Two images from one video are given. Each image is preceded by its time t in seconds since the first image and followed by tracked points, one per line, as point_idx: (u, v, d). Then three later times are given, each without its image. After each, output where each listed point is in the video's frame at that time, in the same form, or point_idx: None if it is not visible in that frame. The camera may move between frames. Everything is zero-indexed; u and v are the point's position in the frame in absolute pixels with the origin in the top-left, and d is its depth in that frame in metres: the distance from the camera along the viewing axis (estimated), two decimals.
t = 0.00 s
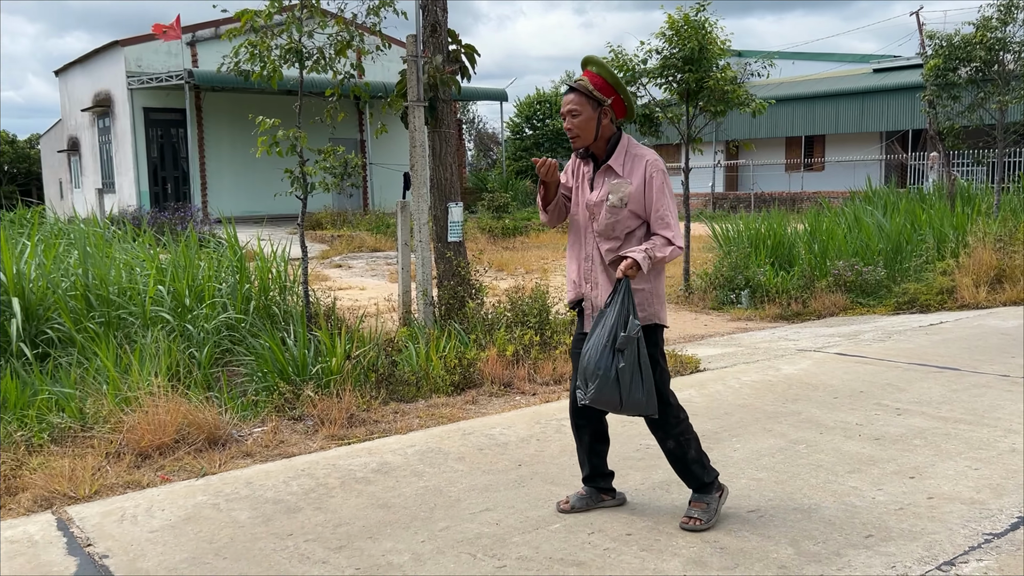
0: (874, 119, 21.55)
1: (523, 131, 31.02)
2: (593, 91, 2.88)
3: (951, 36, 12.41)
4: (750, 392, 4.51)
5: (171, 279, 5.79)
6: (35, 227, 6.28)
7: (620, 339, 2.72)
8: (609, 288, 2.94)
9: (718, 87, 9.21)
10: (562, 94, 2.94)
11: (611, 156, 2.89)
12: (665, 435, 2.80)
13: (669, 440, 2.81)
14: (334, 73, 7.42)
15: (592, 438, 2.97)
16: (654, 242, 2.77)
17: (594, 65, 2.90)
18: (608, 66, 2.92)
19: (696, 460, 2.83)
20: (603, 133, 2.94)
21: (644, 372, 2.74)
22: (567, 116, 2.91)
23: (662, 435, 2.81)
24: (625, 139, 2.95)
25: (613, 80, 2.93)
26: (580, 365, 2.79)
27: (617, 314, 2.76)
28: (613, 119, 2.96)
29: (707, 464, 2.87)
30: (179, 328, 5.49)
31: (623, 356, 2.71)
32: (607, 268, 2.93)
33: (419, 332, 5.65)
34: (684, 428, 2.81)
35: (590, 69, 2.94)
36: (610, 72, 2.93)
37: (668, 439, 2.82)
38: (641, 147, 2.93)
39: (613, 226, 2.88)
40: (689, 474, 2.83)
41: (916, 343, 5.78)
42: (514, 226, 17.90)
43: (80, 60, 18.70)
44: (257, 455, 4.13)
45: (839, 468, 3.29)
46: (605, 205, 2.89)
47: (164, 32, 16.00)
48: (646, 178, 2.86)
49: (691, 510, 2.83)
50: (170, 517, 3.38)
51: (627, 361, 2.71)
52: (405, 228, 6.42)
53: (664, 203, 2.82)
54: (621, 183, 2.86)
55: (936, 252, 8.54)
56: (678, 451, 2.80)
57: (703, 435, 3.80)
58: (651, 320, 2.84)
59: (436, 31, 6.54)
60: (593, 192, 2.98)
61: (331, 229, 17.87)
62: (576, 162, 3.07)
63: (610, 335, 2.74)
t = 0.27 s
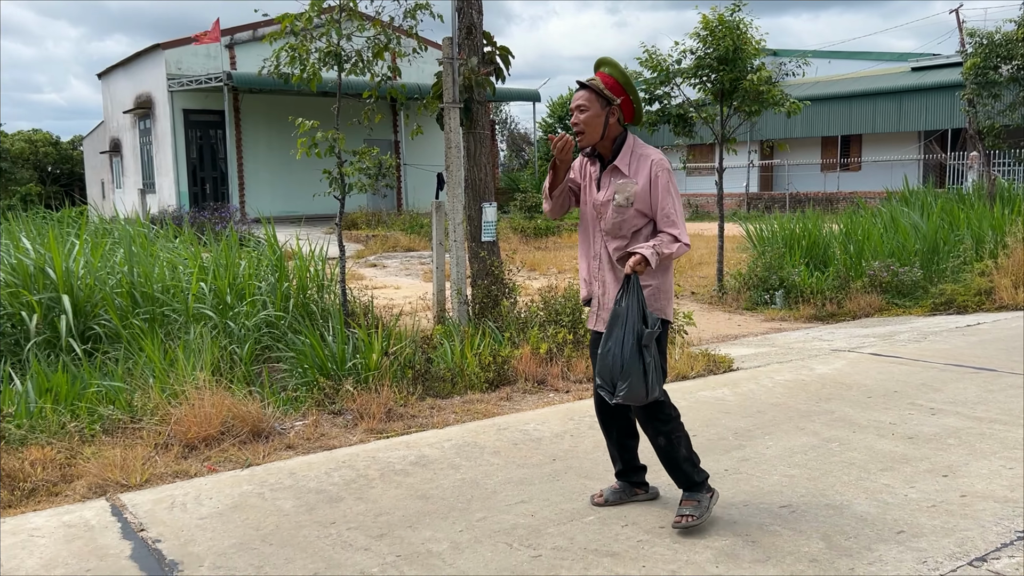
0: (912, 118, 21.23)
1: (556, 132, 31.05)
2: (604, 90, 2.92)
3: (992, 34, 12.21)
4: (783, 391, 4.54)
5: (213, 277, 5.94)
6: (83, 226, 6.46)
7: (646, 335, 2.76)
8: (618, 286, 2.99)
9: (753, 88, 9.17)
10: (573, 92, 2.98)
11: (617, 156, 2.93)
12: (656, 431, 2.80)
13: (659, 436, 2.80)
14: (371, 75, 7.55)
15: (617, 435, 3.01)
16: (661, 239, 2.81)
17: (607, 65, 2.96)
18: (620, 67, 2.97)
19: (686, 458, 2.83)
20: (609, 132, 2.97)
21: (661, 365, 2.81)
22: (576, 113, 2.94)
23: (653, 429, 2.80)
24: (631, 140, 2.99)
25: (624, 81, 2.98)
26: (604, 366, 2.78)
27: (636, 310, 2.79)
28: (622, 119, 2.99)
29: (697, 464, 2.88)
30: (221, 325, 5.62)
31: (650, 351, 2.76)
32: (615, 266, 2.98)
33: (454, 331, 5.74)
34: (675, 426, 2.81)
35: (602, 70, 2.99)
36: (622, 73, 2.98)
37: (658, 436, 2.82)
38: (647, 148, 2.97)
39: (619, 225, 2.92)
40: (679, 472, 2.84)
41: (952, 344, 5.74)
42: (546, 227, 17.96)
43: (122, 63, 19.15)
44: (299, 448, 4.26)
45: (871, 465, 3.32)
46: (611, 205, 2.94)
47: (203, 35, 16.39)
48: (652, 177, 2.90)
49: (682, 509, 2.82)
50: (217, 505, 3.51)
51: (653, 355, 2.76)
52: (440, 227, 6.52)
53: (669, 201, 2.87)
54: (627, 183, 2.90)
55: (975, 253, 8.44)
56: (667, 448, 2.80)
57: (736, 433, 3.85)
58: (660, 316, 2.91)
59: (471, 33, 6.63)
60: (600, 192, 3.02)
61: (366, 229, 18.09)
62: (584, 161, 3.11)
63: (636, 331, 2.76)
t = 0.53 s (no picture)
0: (954, 117, 20.86)
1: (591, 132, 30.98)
2: (626, 91, 2.93)
3: None
4: (819, 390, 4.57)
5: (257, 274, 6.12)
6: (131, 224, 6.66)
7: (662, 334, 2.81)
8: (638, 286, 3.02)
9: (789, 88, 9.13)
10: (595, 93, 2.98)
11: (638, 156, 2.93)
12: (649, 428, 2.82)
13: (648, 434, 2.82)
14: (410, 77, 7.68)
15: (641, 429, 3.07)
16: (681, 240, 2.84)
17: (630, 67, 3.00)
18: (643, 69, 3.02)
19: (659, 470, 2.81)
20: (629, 132, 2.96)
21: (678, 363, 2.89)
22: (596, 111, 2.92)
23: (645, 425, 2.83)
24: (651, 141, 2.99)
25: (645, 82, 3.01)
26: (623, 364, 2.84)
27: (653, 309, 2.84)
28: (642, 120, 2.99)
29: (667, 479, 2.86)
30: (264, 322, 5.79)
31: (667, 349, 2.82)
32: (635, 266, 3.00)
33: (491, 328, 5.83)
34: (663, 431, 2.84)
35: (625, 72, 3.02)
36: (644, 75, 3.02)
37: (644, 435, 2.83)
38: (666, 149, 2.98)
39: (641, 225, 2.92)
40: (649, 479, 2.81)
41: (993, 345, 5.69)
42: (580, 227, 17.98)
43: (165, 66, 19.59)
44: (343, 439, 4.41)
45: (906, 462, 3.34)
46: (632, 206, 2.94)
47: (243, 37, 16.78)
48: (672, 178, 2.91)
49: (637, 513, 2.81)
50: (266, 492, 3.66)
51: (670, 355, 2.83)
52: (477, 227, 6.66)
53: (689, 202, 2.88)
54: (648, 184, 2.90)
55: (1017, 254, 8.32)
56: (649, 448, 2.80)
57: (770, 430, 3.89)
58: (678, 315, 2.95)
59: (509, 35, 6.72)
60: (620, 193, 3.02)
61: (402, 229, 18.30)
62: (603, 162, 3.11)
63: (654, 330, 2.81)
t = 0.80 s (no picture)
0: (996, 116, 20.45)
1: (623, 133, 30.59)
2: (651, 91, 2.93)
3: None
4: (854, 389, 4.56)
5: (296, 273, 6.26)
6: (173, 223, 6.84)
7: (669, 338, 2.82)
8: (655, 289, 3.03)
9: (826, 87, 9.06)
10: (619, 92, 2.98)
11: (661, 158, 2.94)
12: (656, 435, 2.86)
13: (656, 440, 2.86)
14: (446, 78, 7.78)
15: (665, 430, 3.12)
16: (701, 245, 2.86)
17: (655, 66, 2.98)
18: (668, 68, 3.00)
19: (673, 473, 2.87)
20: (653, 133, 2.97)
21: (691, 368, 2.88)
22: (621, 111, 2.93)
23: (650, 431, 2.87)
24: (675, 142, 3.00)
25: (671, 82, 3.00)
26: (632, 367, 2.89)
27: (661, 313, 2.87)
28: (666, 121, 3.00)
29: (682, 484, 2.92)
30: (303, 318, 5.92)
31: (674, 354, 2.82)
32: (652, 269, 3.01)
33: (524, 326, 5.89)
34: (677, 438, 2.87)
35: (651, 70, 3.01)
36: (669, 74, 3.00)
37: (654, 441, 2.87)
38: (689, 151, 2.99)
39: (662, 228, 2.94)
40: (663, 483, 2.88)
41: None
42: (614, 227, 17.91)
43: (205, 68, 19.98)
44: (380, 433, 4.52)
45: (941, 461, 3.35)
46: (654, 207, 2.96)
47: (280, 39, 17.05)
48: (695, 181, 2.92)
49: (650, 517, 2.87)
50: (308, 482, 3.77)
51: (678, 359, 2.82)
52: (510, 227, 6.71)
53: (712, 206, 2.90)
54: (671, 187, 2.92)
55: None
56: (658, 453, 2.85)
57: (804, 428, 3.91)
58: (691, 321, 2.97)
59: (543, 35, 6.79)
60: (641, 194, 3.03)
61: (436, 229, 18.45)
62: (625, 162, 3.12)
63: (660, 334, 2.84)
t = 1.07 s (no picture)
0: None
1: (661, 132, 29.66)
2: (667, 89, 2.95)
3: None
4: (892, 391, 4.53)
5: (336, 273, 6.38)
6: (216, 223, 7.01)
7: (670, 337, 2.82)
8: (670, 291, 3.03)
9: (866, 87, 8.94)
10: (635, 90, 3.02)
11: (676, 158, 2.96)
12: (689, 439, 2.89)
13: (689, 444, 2.89)
14: (484, 80, 7.87)
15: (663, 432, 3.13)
16: (714, 246, 2.86)
17: (672, 63, 2.99)
18: (685, 65, 3.01)
19: (707, 473, 2.91)
20: (669, 132, 3.00)
21: (697, 369, 2.84)
22: (638, 109, 2.96)
23: (685, 438, 2.90)
24: (691, 141, 3.02)
25: (688, 80, 3.01)
26: (636, 365, 2.91)
27: (664, 313, 2.88)
28: (683, 119, 3.02)
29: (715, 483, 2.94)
30: (342, 316, 6.04)
31: (676, 353, 2.81)
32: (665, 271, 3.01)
33: (559, 325, 5.94)
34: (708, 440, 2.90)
35: (668, 67, 3.02)
36: (686, 71, 3.01)
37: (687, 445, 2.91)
38: (706, 150, 3.00)
39: (676, 229, 2.95)
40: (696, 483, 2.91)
41: None
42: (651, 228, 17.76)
43: (247, 71, 20.34)
44: (418, 428, 4.61)
45: (979, 463, 3.33)
46: (668, 208, 2.97)
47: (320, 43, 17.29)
48: (710, 181, 2.93)
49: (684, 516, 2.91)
50: (347, 475, 3.87)
51: (680, 359, 2.81)
52: (545, 227, 6.69)
53: (727, 207, 2.90)
54: (686, 187, 2.93)
55: None
56: (693, 457, 2.89)
57: (840, 429, 3.90)
58: (706, 324, 2.97)
59: (581, 37, 6.83)
60: (657, 193, 3.05)
61: (473, 229, 18.54)
62: (642, 160, 3.15)
63: (662, 334, 2.84)
